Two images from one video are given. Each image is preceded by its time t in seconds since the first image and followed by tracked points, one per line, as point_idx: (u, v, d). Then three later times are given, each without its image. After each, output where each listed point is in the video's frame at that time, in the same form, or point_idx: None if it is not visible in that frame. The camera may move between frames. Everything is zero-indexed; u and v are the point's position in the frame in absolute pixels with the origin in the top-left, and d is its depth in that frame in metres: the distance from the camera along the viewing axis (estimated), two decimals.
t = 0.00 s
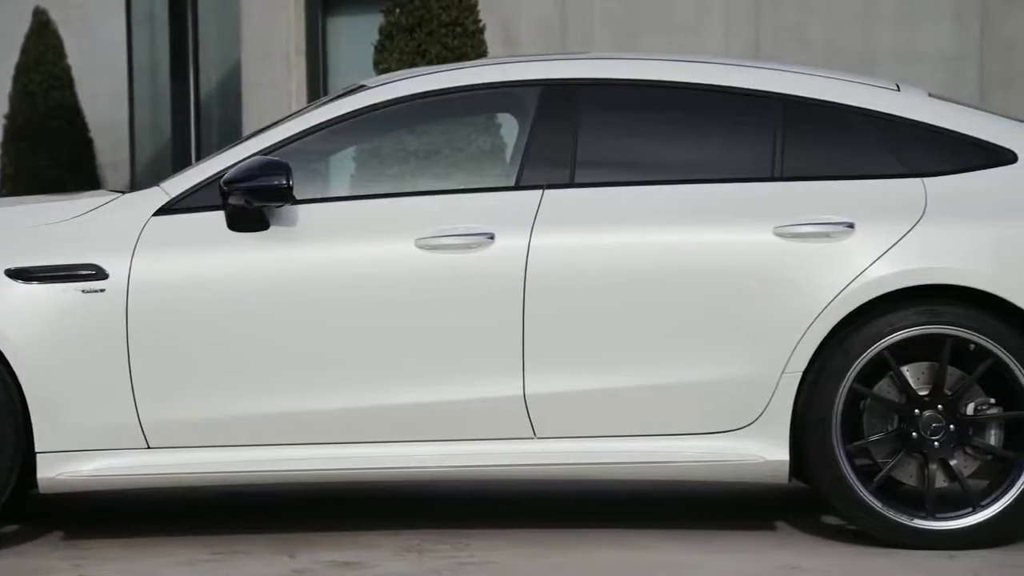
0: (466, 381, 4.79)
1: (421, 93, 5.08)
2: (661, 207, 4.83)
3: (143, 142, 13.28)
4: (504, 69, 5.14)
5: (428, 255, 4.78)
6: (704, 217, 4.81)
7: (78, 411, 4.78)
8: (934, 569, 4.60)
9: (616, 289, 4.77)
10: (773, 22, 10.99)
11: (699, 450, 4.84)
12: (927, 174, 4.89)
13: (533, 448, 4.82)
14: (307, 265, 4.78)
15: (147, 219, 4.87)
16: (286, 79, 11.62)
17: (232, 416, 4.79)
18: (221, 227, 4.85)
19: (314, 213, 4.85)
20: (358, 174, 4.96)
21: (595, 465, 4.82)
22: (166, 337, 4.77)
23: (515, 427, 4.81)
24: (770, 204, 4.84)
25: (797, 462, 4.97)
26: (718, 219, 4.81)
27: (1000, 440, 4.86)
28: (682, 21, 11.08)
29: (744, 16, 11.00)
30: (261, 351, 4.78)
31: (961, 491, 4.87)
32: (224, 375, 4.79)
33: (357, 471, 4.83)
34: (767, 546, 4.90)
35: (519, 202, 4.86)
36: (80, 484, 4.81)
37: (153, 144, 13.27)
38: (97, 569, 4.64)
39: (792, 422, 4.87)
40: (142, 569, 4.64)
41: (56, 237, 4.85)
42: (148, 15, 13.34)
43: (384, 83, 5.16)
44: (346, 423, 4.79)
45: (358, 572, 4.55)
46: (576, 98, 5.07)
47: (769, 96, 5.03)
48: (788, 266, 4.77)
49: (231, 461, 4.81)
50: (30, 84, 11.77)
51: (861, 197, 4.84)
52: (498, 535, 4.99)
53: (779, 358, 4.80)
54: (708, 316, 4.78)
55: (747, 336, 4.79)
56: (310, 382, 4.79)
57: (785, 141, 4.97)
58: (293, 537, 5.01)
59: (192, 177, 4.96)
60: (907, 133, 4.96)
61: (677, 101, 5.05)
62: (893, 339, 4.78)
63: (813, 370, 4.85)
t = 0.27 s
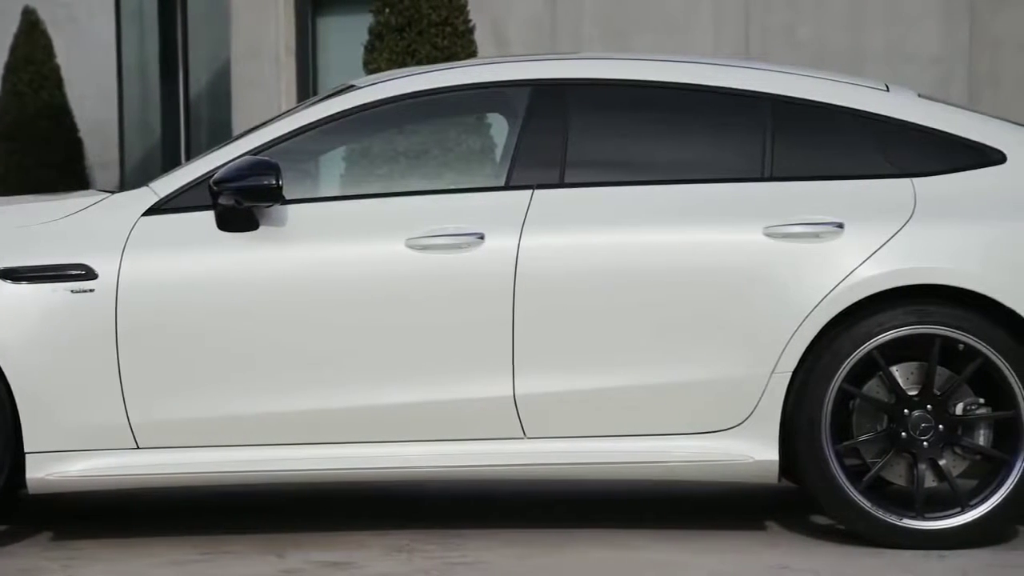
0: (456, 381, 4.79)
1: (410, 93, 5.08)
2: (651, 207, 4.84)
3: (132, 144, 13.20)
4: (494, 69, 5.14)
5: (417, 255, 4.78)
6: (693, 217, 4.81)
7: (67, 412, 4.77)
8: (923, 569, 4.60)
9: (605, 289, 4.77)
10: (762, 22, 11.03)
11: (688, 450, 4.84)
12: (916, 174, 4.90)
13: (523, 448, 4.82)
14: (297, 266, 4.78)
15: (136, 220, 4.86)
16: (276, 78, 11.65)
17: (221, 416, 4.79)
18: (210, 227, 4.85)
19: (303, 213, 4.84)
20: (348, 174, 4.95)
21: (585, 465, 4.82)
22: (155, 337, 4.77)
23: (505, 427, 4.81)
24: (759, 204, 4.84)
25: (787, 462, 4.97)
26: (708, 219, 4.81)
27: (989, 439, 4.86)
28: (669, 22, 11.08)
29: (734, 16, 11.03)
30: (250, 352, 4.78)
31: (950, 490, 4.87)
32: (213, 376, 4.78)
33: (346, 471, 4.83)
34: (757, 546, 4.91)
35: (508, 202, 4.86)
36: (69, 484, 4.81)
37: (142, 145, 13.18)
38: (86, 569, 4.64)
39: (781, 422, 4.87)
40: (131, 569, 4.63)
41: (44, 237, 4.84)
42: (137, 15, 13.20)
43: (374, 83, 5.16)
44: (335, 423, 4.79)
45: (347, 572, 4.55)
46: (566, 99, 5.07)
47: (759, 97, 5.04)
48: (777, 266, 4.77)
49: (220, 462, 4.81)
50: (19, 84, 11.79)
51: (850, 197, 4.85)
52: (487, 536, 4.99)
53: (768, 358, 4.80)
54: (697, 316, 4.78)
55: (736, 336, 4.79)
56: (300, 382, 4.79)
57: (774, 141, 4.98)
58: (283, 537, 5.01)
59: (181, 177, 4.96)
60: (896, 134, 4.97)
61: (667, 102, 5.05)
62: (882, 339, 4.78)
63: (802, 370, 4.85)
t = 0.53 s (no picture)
0: (443, 381, 4.79)
1: (399, 93, 5.08)
2: (639, 207, 4.84)
3: (120, 144, 13.17)
4: (482, 68, 5.14)
5: (405, 255, 4.78)
6: (681, 217, 4.82)
7: (54, 412, 4.77)
8: (911, 569, 4.61)
9: (593, 289, 4.77)
10: (750, 21, 11.04)
11: (676, 450, 4.84)
12: (904, 174, 4.91)
13: (511, 448, 4.82)
14: (285, 266, 4.77)
15: (124, 219, 4.85)
16: (263, 77, 11.63)
17: (209, 416, 4.78)
18: (198, 227, 4.84)
19: (292, 213, 4.84)
20: (336, 174, 4.95)
21: (573, 465, 4.82)
22: (143, 337, 4.76)
23: (493, 427, 4.81)
24: (747, 204, 4.84)
25: (774, 462, 4.98)
26: (695, 219, 4.81)
27: (976, 439, 4.87)
28: (658, 21, 11.06)
29: (721, 15, 11.03)
30: (238, 352, 4.77)
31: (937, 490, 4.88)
32: (200, 376, 4.78)
33: (334, 472, 4.82)
34: (745, 546, 4.91)
35: (496, 202, 4.86)
36: (56, 485, 4.80)
37: (129, 145, 13.14)
38: (73, 570, 4.63)
39: (769, 422, 4.87)
40: (118, 569, 4.63)
41: (31, 237, 4.83)
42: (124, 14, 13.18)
43: (362, 83, 5.15)
44: (323, 423, 4.79)
45: (335, 572, 4.54)
46: (554, 99, 5.07)
47: (746, 97, 5.04)
48: (765, 266, 4.77)
49: (207, 462, 4.80)
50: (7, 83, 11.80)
51: (838, 197, 4.85)
52: (476, 535, 4.99)
53: (756, 358, 4.81)
54: (684, 316, 4.78)
55: (724, 336, 4.79)
56: (287, 382, 4.78)
57: (762, 141, 4.98)
58: (271, 538, 5.00)
59: (169, 177, 4.95)
60: (884, 134, 4.98)
61: (655, 102, 5.06)
62: (869, 339, 4.79)
63: (790, 370, 4.86)
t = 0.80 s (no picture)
0: (431, 381, 4.79)
1: (386, 93, 5.07)
2: (626, 207, 4.84)
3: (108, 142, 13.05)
4: (470, 69, 5.14)
5: (393, 255, 4.78)
6: (669, 217, 4.82)
7: (40, 412, 4.76)
8: (898, 568, 4.61)
9: (580, 289, 4.77)
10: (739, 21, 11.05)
11: (664, 450, 4.84)
12: (891, 174, 4.91)
13: (498, 448, 4.82)
14: (272, 266, 4.77)
15: (111, 219, 4.85)
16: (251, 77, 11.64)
17: (196, 416, 4.78)
18: (185, 227, 4.84)
19: (279, 213, 4.84)
20: (324, 174, 4.95)
21: (561, 465, 4.82)
22: (130, 337, 4.76)
23: (480, 428, 4.81)
24: (734, 204, 4.85)
25: (762, 462, 4.98)
26: (683, 219, 4.82)
27: (963, 439, 4.88)
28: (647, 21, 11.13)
29: (709, 15, 11.07)
30: (225, 352, 4.77)
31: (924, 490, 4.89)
32: (187, 376, 4.78)
33: (321, 471, 4.82)
34: (733, 546, 4.91)
35: (484, 202, 4.86)
36: (43, 485, 4.80)
37: (117, 145, 13.06)
38: (59, 570, 4.62)
39: (756, 422, 4.88)
40: (105, 570, 4.62)
41: (18, 237, 4.82)
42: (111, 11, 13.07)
43: (349, 83, 5.15)
44: (310, 423, 4.79)
45: (321, 572, 4.54)
46: (542, 99, 5.07)
47: (734, 97, 5.05)
48: (752, 266, 4.78)
49: (195, 462, 4.80)
50: None
51: (825, 197, 4.86)
52: (463, 535, 5.00)
53: (743, 358, 4.81)
54: (671, 316, 4.78)
55: (712, 337, 4.79)
56: (275, 383, 4.78)
57: (749, 141, 4.98)
58: (258, 538, 5.00)
59: (156, 177, 4.95)
60: (871, 134, 4.98)
61: (642, 102, 5.06)
62: (857, 339, 4.79)
63: (778, 370, 4.86)
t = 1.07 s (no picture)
0: (419, 381, 4.78)
1: (375, 93, 5.07)
2: (614, 207, 4.84)
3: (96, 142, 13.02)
4: (459, 69, 5.14)
5: (382, 255, 4.77)
6: (658, 216, 4.82)
7: (27, 412, 4.75)
8: (887, 568, 4.62)
9: (569, 289, 4.77)
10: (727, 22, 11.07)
11: (653, 450, 4.84)
12: (880, 174, 4.92)
13: (487, 448, 4.82)
14: (261, 266, 4.77)
15: (99, 219, 4.84)
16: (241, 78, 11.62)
17: (185, 416, 4.77)
18: (174, 227, 4.83)
19: (268, 213, 4.83)
20: (313, 174, 4.94)
21: (549, 465, 4.82)
22: (118, 337, 4.75)
23: (469, 428, 4.80)
24: (723, 204, 4.85)
25: (751, 462, 4.99)
26: (671, 219, 4.82)
27: (951, 439, 4.88)
28: (635, 21, 11.13)
29: (697, 16, 11.09)
30: (213, 352, 4.76)
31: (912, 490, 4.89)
32: (176, 376, 4.77)
33: (310, 472, 4.81)
34: (722, 546, 4.92)
35: (473, 202, 4.86)
36: (30, 485, 4.79)
37: (106, 145, 13.07)
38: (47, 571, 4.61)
39: (745, 422, 4.88)
40: (92, 570, 4.61)
41: (6, 236, 4.81)
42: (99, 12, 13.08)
43: (338, 83, 5.15)
44: (299, 423, 4.78)
45: (310, 572, 4.54)
46: (531, 99, 5.07)
47: (722, 97, 5.05)
48: (741, 266, 4.78)
49: (183, 462, 4.79)
50: None
51: (814, 197, 4.86)
52: (453, 535, 5.00)
53: (732, 358, 4.81)
54: (660, 316, 4.79)
55: (700, 337, 4.80)
56: (263, 382, 4.78)
57: (738, 141, 4.99)
58: (246, 539, 4.99)
59: (144, 177, 4.94)
60: (860, 134, 4.99)
61: (631, 102, 5.06)
62: (845, 339, 4.80)
63: (766, 370, 4.87)
